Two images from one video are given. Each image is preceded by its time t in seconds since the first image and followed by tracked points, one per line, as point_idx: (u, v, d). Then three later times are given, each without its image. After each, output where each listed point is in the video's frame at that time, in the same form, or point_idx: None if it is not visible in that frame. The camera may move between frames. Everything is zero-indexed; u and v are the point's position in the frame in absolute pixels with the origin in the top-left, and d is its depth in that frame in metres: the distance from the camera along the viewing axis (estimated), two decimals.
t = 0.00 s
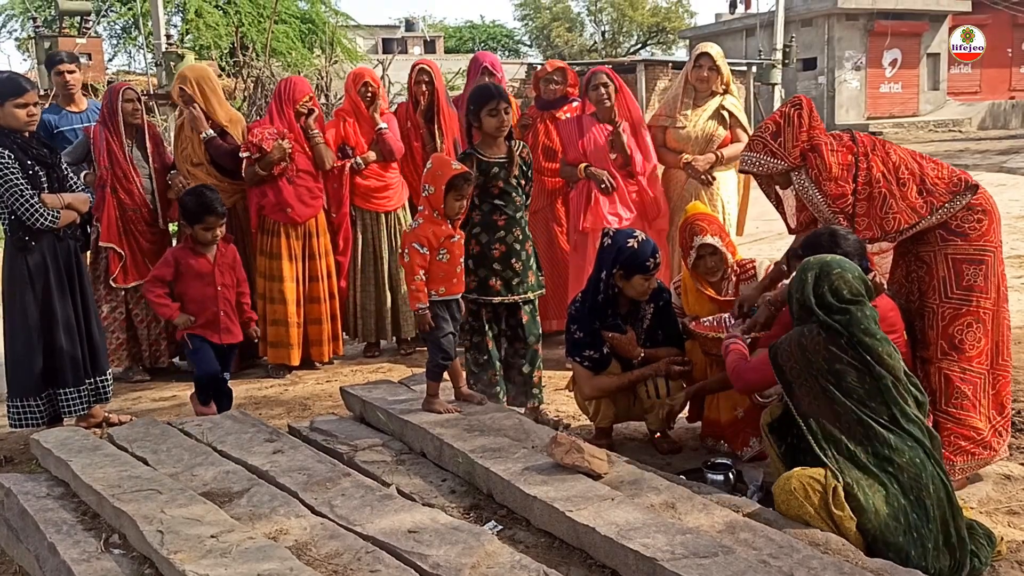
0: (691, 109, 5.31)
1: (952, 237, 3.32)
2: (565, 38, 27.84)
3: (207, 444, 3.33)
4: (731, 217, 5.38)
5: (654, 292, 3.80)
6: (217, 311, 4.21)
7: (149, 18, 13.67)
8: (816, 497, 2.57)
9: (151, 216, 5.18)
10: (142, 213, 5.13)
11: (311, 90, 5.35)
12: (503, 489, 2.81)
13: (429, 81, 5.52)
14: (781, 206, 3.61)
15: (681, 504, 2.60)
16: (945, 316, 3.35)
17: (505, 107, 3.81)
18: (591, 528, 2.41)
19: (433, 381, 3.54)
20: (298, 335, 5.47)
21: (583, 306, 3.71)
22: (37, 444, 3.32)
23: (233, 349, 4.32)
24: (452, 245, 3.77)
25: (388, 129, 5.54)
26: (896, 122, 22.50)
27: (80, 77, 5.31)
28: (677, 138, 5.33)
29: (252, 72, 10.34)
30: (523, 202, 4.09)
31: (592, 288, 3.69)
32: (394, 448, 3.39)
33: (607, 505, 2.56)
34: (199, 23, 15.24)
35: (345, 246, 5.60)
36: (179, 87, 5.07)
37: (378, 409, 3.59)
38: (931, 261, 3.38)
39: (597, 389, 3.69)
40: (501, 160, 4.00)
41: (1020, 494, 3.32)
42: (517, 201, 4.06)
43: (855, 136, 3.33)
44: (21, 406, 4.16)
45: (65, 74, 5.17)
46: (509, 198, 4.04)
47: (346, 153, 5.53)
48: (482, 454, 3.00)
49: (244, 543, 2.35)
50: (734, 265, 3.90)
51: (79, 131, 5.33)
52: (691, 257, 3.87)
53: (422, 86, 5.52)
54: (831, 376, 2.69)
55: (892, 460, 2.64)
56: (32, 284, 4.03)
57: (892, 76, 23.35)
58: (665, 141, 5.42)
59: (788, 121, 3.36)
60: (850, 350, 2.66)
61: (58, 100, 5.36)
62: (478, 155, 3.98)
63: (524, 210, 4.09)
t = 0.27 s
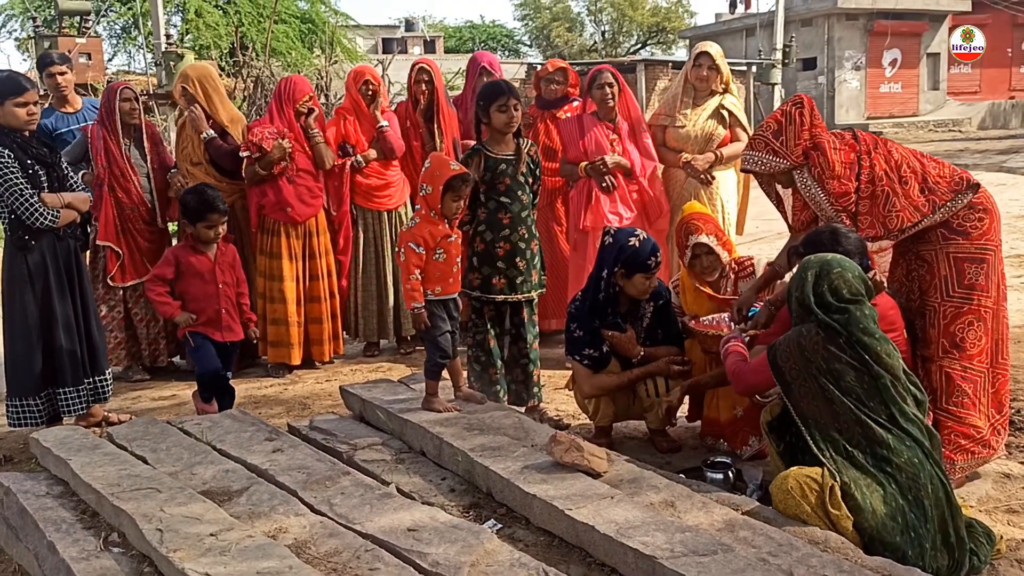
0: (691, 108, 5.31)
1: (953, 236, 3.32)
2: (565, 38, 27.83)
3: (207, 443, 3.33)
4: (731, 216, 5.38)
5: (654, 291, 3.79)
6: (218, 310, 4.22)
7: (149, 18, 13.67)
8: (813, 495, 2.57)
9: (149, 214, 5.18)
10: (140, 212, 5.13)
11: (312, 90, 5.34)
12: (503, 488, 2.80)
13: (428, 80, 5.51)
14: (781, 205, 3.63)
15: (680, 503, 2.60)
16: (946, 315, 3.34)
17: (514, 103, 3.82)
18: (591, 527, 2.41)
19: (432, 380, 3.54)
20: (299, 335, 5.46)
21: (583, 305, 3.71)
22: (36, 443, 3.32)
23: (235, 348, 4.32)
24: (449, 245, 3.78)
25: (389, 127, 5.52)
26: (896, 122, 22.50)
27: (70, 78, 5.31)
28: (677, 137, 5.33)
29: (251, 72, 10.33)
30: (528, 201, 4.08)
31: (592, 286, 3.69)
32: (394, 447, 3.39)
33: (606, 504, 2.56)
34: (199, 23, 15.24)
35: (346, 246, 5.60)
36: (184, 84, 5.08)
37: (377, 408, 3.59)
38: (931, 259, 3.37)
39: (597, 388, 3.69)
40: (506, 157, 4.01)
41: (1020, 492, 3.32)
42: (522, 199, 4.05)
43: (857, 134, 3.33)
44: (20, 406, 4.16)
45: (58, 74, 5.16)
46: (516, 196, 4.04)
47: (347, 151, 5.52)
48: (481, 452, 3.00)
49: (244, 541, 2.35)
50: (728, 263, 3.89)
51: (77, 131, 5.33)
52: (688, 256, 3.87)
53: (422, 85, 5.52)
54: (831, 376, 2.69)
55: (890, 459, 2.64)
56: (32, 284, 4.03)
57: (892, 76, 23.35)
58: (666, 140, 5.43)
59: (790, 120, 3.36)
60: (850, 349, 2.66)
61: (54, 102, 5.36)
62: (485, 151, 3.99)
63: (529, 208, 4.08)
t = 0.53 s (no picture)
0: (690, 106, 5.31)
1: (953, 233, 3.32)
2: (565, 38, 27.83)
3: (207, 442, 3.33)
4: (731, 215, 5.37)
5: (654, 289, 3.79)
6: (218, 310, 4.22)
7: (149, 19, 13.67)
8: (812, 491, 2.57)
9: (147, 214, 5.18)
10: (139, 211, 5.13)
11: (312, 90, 5.34)
12: (503, 486, 2.80)
13: (428, 79, 5.51)
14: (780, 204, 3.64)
15: (680, 500, 2.60)
16: (946, 312, 3.34)
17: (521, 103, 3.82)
18: (591, 524, 2.41)
19: (432, 378, 3.54)
20: (299, 334, 5.46)
21: (583, 303, 3.71)
22: (36, 442, 3.32)
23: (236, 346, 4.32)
24: (451, 242, 3.77)
25: (390, 125, 5.51)
26: (895, 120, 22.50)
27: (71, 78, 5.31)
28: (676, 136, 5.33)
29: (251, 73, 10.32)
30: (532, 199, 4.07)
31: (593, 285, 3.68)
32: (393, 445, 3.38)
33: (607, 501, 2.56)
34: (199, 24, 15.23)
35: (347, 245, 5.58)
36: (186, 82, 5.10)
37: (377, 407, 3.59)
38: (931, 256, 3.37)
39: (597, 385, 3.69)
40: (508, 157, 3.99)
41: (1020, 489, 3.32)
42: (526, 197, 4.05)
43: (855, 133, 3.35)
44: (20, 406, 4.16)
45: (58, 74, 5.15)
46: (520, 194, 4.03)
47: (347, 150, 5.52)
48: (482, 450, 3.00)
49: (244, 539, 2.35)
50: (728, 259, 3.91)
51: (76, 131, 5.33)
52: (687, 252, 3.87)
53: (421, 84, 5.52)
54: (831, 375, 2.68)
55: (890, 456, 2.63)
56: (31, 283, 4.03)
57: (891, 75, 23.35)
58: (665, 139, 5.42)
59: (787, 120, 3.35)
60: (849, 346, 2.67)
61: (53, 103, 5.36)
62: (491, 151, 3.98)
63: (532, 206, 4.07)
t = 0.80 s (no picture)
0: (690, 106, 5.31)
1: (950, 232, 3.32)
2: (565, 37, 27.85)
3: (206, 441, 3.33)
4: (730, 214, 5.37)
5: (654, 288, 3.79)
6: (216, 310, 4.22)
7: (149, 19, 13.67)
8: (811, 491, 2.57)
9: (147, 213, 5.17)
10: (139, 210, 5.13)
11: (312, 89, 5.34)
12: (502, 485, 2.80)
13: (428, 79, 5.51)
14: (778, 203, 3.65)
15: (679, 499, 2.60)
16: (944, 311, 3.34)
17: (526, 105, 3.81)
18: (590, 523, 2.41)
19: (431, 378, 3.53)
20: (298, 333, 5.46)
21: (582, 302, 3.71)
22: (35, 442, 3.32)
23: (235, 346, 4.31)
24: (449, 242, 3.75)
25: (390, 125, 5.48)
26: (895, 120, 22.50)
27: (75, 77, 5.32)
28: (676, 135, 5.33)
29: (251, 73, 10.31)
30: (533, 198, 4.07)
31: (592, 284, 3.67)
32: (393, 445, 3.38)
33: (606, 500, 2.56)
34: (199, 24, 15.22)
35: (347, 245, 5.56)
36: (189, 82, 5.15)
37: (376, 407, 3.58)
38: (928, 255, 3.37)
39: (596, 385, 3.69)
40: (515, 155, 4.01)
41: (1019, 489, 3.32)
42: (527, 197, 4.05)
43: (851, 133, 3.34)
44: (20, 405, 4.16)
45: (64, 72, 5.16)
46: (521, 194, 4.03)
47: (348, 149, 5.49)
48: (481, 450, 2.99)
49: (242, 539, 2.35)
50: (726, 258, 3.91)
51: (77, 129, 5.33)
52: (685, 251, 3.88)
53: (421, 84, 5.52)
54: (833, 375, 2.67)
55: (891, 457, 2.63)
56: (31, 282, 4.03)
57: (891, 75, 23.36)
58: (665, 139, 5.41)
59: (782, 122, 3.35)
60: (851, 346, 2.66)
61: (57, 101, 5.37)
62: (495, 150, 3.98)
63: (533, 205, 4.07)
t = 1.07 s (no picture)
0: (690, 106, 5.31)
1: (948, 231, 3.31)
2: (565, 37, 27.84)
3: (206, 441, 3.32)
4: (730, 214, 5.37)
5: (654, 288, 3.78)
6: (214, 310, 4.20)
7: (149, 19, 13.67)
8: (811, 491, 2.57)
9: (147, 213, 5.16)
10: (139, 210, 5.12)
11: (313, 89, 5.33)
12: (502, 485, 2.80)
13: (428, 79, 5.50)
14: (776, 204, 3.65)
15: (680, 499, 2.60)
16: (943, 311, 3.34)
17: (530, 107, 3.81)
18: (590, 523, 2.41)
19: (431, 378, 3.53)
20: (298, 333, 5.46)
21: (582, 302, 3.71)
22: (35, 442, 3.32)
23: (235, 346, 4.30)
24: (450, 240, 3.74)
25: (392, 125, 5.46)
26: (895, 120, 22.49)
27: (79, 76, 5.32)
28: (676, 135, 5.33)
29: (250, 73, 10.30)
30: (534, 198, 4.07)
31: (593, 283, 3.67)
32: (393, 445, 3.38)
33: (607, 500, 2.56)
34: (199, 24, 15.21)
35: (348, 245, 5.58)
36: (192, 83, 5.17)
37: (376, 406, 3.58)
38: (926, 255, 3.37)
39: (595, 385, 3.69)
40: (515, 155, 4.00)
41: (1020, 488, 3.32)
42: (528, 197, 4.04)
43: (848, 134, 3.34)
44: (22, 404, 4.16)
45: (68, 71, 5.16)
46: (522, 194, 4.03)
47: (349, 149, 5.49)
48: (481, 450, 2.99)
49: (243, 539, 2.35)
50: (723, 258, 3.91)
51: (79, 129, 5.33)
52: (681, 251, 3.87)
53: (421, 83, 5.51)
54: (836, 375, 2.66)
55: (892, 457, 2.63)
56: (31, 281, 4.03)
57: (891, 75, 23.35)
58: (665, 138, 5.40)
59: (778, 124, 3.35)
60: (854, 346, 2.66)
61: (59, 101, 5.37)
62: (497, 150, 3.99)
63: (534, 205, 4.06)
